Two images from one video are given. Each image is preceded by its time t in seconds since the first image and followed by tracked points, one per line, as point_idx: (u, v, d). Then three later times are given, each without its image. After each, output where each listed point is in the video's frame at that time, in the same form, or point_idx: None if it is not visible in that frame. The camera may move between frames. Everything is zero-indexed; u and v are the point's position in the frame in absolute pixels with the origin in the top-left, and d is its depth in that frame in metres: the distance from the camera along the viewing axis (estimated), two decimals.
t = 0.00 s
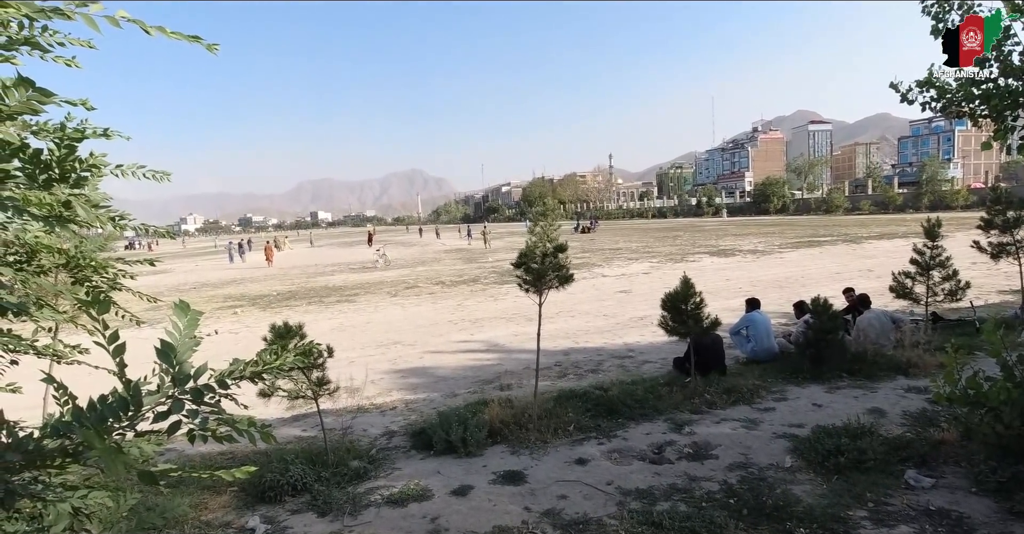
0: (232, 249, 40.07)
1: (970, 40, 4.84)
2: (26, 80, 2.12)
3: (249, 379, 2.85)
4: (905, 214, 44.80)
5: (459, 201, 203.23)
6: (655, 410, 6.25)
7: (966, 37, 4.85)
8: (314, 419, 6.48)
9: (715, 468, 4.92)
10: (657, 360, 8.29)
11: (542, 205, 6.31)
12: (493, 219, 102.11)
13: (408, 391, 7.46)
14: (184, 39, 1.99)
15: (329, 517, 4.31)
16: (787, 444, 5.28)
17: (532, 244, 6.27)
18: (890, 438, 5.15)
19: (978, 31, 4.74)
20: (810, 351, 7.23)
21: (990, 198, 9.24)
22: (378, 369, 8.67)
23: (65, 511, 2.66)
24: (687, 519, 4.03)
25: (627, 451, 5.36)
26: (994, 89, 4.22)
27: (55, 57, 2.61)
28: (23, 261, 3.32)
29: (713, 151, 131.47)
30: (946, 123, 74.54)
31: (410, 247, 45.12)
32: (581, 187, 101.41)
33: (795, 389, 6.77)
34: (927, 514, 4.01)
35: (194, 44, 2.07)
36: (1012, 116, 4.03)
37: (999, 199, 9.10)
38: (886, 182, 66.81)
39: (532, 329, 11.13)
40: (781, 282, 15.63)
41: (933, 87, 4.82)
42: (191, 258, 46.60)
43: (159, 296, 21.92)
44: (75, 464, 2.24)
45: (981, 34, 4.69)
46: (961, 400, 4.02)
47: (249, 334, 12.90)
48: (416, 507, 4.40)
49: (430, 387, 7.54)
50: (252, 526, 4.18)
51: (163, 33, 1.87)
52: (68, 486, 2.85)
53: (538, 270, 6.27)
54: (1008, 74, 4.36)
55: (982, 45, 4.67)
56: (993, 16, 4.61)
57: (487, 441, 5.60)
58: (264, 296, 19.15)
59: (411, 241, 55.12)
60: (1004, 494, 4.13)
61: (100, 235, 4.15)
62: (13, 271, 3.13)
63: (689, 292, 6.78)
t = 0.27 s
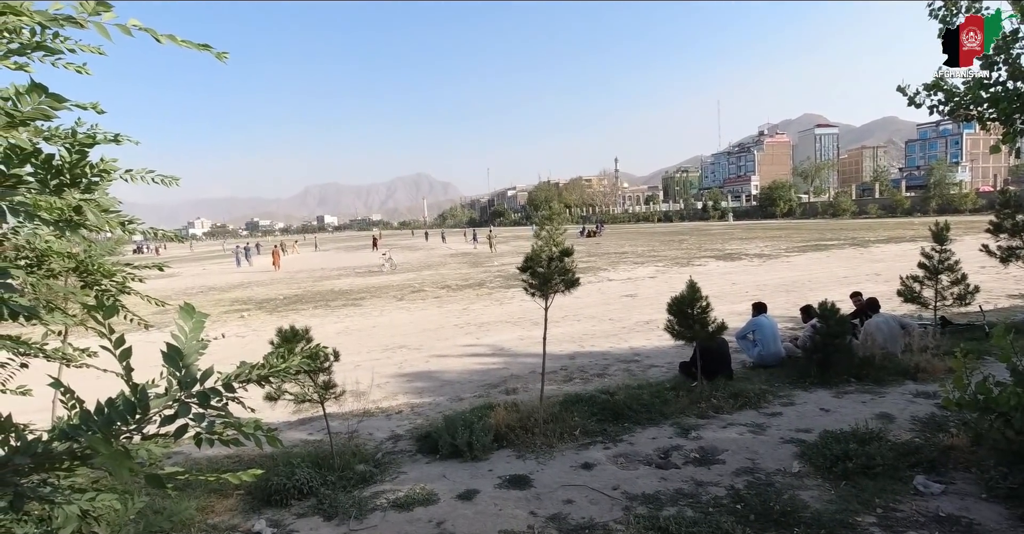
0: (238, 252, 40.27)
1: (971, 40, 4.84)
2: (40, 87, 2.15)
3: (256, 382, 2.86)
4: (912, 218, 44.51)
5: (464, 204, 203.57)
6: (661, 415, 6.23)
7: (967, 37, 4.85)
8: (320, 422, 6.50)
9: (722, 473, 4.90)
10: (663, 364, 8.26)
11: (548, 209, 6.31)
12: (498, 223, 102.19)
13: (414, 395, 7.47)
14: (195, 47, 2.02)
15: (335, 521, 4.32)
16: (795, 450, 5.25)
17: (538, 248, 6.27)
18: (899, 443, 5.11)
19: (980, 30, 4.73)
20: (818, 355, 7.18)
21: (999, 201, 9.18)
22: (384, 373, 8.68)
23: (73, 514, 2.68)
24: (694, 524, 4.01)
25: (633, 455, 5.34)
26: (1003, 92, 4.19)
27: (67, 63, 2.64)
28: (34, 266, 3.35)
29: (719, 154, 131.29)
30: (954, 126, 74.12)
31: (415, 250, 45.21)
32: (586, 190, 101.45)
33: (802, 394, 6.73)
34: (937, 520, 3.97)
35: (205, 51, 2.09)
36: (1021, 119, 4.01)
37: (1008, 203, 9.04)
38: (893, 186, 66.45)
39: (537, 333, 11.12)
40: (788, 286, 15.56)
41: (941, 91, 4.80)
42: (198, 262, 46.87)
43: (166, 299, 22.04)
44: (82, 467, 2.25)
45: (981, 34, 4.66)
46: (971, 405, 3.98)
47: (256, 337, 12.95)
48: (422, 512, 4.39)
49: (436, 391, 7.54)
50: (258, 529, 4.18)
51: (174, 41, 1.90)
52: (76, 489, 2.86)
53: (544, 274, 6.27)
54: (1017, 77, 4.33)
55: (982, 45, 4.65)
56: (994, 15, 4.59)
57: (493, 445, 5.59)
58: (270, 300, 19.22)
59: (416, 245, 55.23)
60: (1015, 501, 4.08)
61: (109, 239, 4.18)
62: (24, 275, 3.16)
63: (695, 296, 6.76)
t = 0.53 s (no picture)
0: (244, 255, 40.41)
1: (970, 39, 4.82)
2: (51, 91, 2.17)
3: (261, 384, 2.86)
4: (919, 221, 44.27)
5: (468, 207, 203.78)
6: (666, 418, 6.21)
7: (966, 37, 4.83)
8: (325, 424, 6.51)
9: (727, 477, 4.87)
10: (668, 368, 8.24)
11: (553, 212, 6.32)
12: (503, 226, 102.29)
13: (418, 397, 7.47)
14: (203, 52, 2.05)
15: (339, 523, 4.32)
16: (801, 454, 5.22)
17: (542, 251, 6.28)
18: (906, 448, 5.08)
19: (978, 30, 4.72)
20: (824, 359, 7.14)
21: (1007, 204, 9.12)
22: (389, 376, 8.69)
23: (79, 514, 2.69)
24: (699, 529, 3.99)
25: (638, 459, 5.32)
26: (1010, 95, 4.17)
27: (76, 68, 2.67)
28: (42, 268, 3.37)
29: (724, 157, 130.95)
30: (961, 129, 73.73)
31: (420, 253, 45.28)
32: (590, 193, 101.44)
33: (808, 398, 6.70)
34: (945, 526, 3.93)
35: (212, 57, 2.12)
36: None
37: (1016, 206, 8.98)
38: (900, 189, 66.13)
39: (542, 336, 11.11)
40: (794, 290, 15.50)
41: (948, 93, 4.78)
42: (204, 265, 47.11)
43: (173, 301, 22.15)
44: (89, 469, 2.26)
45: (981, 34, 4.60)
46: (979, 410, 3.95)
47: (261, 340, 12.99)
48: (426, 515, 4.39)
49: (440, 394, 7.54)
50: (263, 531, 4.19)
51: (182, 47, 1.94)
52: (83, 490, 2.87)
53: (549, 277, 6.27)
54: None
55: (982, 45, 4.59)
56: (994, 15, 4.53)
57: (497, 448, 5.59)
58: (275, 302, 19.29)
59: (421, 248, 55.34)
60: None
61: (117, 241, 4.21)
62: (32, 277, 3.19)
63: (701, 299, 6.74)
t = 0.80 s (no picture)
0: (250, 257, 40.54)
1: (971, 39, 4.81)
2: (61, 94, 2.19)
3: (267, 385, 2.87)
4: (926, 224, 44.00)
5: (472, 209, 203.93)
6: (671, 421, 6.19)
7: (966, 37, 4.79)
8: (330, 426, 6.52)
9: (733, 480, 4.85)
10: (673, 370, 8.21)
11: (558, 214, 6.32)
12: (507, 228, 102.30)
13: (423, 399, 7.47)
14: (210, 53, 2.07)
15: (344, 525, 4.32)
16: (807, 457, 5.20)
17: (547, 253, 6.28)
18: (913, 451, 5.05)
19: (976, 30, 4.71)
20: (830, 363, 7.11)
21: (1015, 207, 9.07)
22: (393, 377, 8.70)
23: (86, 516, 2.68)
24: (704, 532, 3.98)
25: (643, 462, 5.31)
26: (1018, 96, 4.15)
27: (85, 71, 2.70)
28: (50, 269, 3.39)
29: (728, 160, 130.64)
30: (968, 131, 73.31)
31: (424, 255, 45.33)
32: (594, 196, 101.40)
33: (814, 401, 6.67)
34: (953, 530, 3.90)
35: (219, 58, 2.15)
36: None
37: None
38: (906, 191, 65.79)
39: (547, 338, 11.10)
40: (799, 292, 15.43)
41: (955, 95, 4.76)
42: (209, 266, 47.30)
43: (178, 303, 22.24)
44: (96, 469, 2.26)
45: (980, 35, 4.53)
46: (987, 413, 3.92)
47: (267, 341, 13.03)
48: (431, 517, 4.39)
49: (445, 396, 7.55)
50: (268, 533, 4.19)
51: (190, 48, 1.96)
52: (90, 491, 2.87)
53: (554, 279, 6.26)
54: None
55: (981, 45, 4.51)
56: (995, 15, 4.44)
57: (502, 451, 5.58)
58: (280, 304, 19.33)
59: (426, 250, 55.41)
60: None
61: (124, 243, 4.24)
62: (40, 279, 3.22)
63: (706, 302, 6.72)
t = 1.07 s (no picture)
0: (257, 258, 40.72)
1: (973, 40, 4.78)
2: (73, 96, 2.21)
3: (276, 386, 2.89)
4: (936, 226, 43.63)
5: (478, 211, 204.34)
6: (678, 424, 6.17)
7: (966, 37, 4.75)
8: (337, 427, 6.54)
9: (740, 483, 4.83)
10: (680, 373, 8.19)
11: (564, 215, 6.32)
12: (513, 229, 102.35)
13: (430, 401, 7.47)
14: (220, 56, 2.09)
15: (350, 526, 4.33)
16: (815, 460, 5.17)
17: (554, 255, 6.28)
18: (922, 455, 5.01)
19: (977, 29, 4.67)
20: (839, 365, 7.06)
21: None
22: (400, 379, 8.71)
23: (96, 515, 2.68)
24: None
25: (650, 464, 5.29)
26: None
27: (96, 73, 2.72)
28: (61, 270, 3.43)
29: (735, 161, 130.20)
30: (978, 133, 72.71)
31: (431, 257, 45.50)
32: (600, 197, 101.30)
33: (822, 404, 6.63)
34: None
35: (229, 60, 2.16)
36: None
37: None
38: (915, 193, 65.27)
39: (553, 340, 11.08)
40: (808, 294, 15.33)
41: (966, 96, 4.72)
42: (217, 267, 47.56)
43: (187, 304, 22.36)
44: (107, 469, 2.28)
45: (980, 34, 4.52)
46: (998, 417, 3.88)
47: (274, 342, 13.08)
48: (437, 518, 4.39)
49: (452, 397, 7.55)
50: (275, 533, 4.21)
51: (200, 51, 1.98)
52: (100, 490, 2.89)
53: (560, 281, 6.26)
54: None
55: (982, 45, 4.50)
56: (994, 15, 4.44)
57: (508, 452, 5.58)
58: (288, 305, 19.40)
59: (432, 251, 55.45)
60: None
61: (133, 244, 4.26)
62: (51, 280, 3.25)
63: (713, 304, 6.70)
